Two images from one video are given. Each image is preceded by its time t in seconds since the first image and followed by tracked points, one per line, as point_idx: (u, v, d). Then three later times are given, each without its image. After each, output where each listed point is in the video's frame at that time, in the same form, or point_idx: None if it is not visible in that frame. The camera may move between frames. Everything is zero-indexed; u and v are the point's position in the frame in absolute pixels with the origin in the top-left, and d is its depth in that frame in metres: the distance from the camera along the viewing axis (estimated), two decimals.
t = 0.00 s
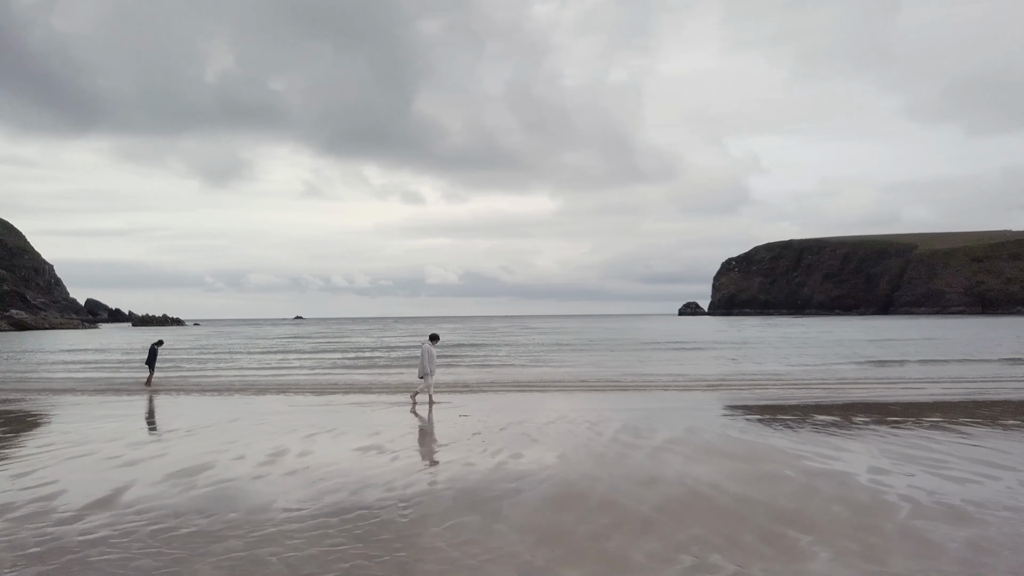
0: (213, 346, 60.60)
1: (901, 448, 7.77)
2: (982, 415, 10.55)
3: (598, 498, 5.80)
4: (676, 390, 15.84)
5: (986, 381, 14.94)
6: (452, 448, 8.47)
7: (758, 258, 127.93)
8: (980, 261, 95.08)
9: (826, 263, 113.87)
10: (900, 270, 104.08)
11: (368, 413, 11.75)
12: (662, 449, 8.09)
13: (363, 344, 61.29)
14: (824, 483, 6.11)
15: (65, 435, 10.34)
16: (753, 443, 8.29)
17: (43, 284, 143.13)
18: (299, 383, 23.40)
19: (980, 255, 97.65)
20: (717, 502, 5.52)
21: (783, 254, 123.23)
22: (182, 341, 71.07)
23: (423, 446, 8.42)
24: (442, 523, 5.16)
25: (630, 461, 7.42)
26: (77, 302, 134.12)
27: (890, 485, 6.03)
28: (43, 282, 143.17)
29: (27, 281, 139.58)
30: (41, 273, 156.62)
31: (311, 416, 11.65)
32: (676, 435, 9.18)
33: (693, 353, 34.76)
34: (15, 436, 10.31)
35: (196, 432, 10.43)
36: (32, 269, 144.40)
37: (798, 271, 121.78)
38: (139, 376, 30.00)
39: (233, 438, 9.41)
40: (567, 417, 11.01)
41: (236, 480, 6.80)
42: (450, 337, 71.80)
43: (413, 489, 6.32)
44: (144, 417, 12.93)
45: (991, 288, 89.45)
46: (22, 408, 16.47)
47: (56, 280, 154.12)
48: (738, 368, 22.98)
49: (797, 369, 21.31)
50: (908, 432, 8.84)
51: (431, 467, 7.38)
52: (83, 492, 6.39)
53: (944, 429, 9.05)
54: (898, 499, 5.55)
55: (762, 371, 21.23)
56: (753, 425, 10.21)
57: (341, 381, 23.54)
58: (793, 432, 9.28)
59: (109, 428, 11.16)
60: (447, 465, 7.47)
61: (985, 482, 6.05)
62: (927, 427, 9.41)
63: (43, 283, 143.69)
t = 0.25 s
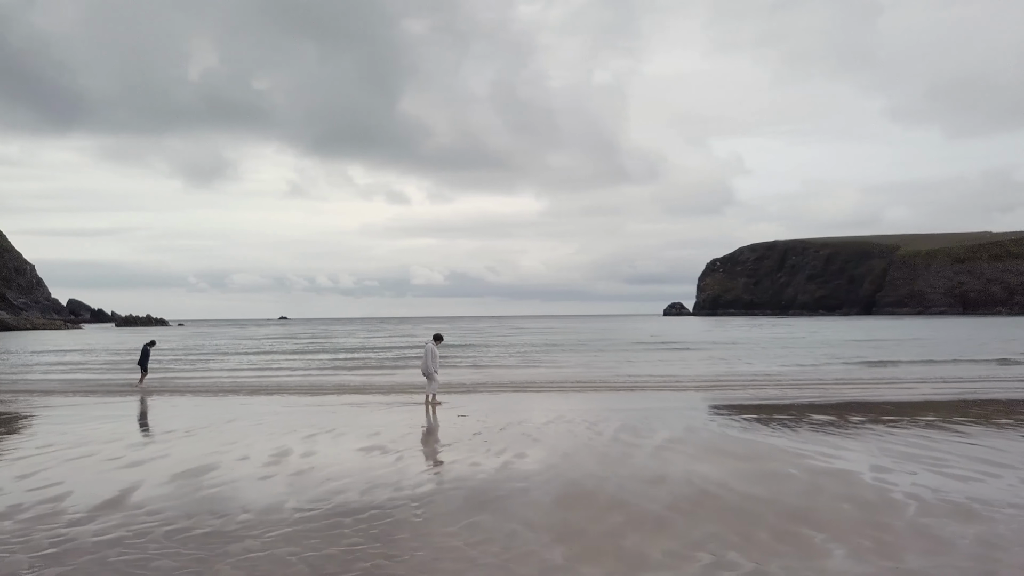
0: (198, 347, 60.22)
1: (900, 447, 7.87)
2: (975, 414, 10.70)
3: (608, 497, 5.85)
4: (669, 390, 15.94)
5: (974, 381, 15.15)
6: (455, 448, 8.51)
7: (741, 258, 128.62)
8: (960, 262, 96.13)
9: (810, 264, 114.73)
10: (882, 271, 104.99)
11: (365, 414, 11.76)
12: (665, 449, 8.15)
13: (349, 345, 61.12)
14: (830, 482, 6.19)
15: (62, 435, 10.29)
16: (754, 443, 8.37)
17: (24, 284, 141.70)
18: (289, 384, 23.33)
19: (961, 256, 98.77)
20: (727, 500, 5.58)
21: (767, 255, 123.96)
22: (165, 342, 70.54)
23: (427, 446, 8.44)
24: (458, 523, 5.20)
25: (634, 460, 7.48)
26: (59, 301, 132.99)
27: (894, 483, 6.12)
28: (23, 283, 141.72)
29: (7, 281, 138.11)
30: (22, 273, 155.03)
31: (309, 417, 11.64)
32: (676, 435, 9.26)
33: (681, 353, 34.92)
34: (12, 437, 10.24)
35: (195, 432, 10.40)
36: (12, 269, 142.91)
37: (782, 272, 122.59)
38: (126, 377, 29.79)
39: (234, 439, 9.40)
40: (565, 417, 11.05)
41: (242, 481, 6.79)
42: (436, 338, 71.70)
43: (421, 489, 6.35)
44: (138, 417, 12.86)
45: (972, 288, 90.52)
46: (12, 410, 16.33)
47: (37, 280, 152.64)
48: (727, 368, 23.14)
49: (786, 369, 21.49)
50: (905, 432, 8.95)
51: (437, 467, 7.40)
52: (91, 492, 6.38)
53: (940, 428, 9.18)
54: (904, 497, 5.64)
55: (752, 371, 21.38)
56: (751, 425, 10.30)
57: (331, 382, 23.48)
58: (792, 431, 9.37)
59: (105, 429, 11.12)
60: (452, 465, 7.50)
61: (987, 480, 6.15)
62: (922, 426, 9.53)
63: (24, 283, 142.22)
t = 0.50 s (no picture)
0: (182, 348, 59.80)
1: (899, 445, 7.99)
2: (967, 413, 10.86)
3: (620, 496, 5.90)
4: (662, 390, 16.04)
5: (962, 380, 15.37)
6: (458, 448, 8.54)
7: (724, 259, 129.31)
8: (940, 263, 97.27)
9: (792, 265, 115.65)
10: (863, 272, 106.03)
11: (364, 414, 11.75)
12: (667, 448, 8.22)
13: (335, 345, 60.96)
14: (837, 480, 6.29)
15: (59, 437, 10.22)
16: (755, 442, 8.47)
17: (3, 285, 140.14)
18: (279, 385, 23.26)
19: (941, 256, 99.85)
20: (739, 499, 5.65)
21: (749, 255, 124.70)
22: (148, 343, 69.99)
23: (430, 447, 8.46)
24: (474, 523, 5.24)
25: (640, 460, 7.53)
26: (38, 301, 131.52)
27: (899, 481, 6.22)
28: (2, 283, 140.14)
29: None
30: None
31: (306, 418, 11.62)
32: (676, 435, 9.33)
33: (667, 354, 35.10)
34: (8, 438, 10.16)
35: (194, 433, 10.36)
36: None
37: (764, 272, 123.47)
38: (112, 378, 29.58)
39: (235, 440, 9.38)
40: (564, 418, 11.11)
41: (250, 481, 6.79)
42: (422, 339, 71.60)
43: (432, 489, 6.38)
44: (133, 419, 12.78)
45: (951, 289, 91.58)
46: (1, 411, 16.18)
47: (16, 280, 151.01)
48: (716, 368, 23.31)
49: (774, 369, 21.68)
50: (902, 431, 9.08)
51: (444, 467, 7.43)
52: (100, 494, 6.37)
53: (936, 428, 9.31)
54: (911, 495, 5.74)
55: (742, 371, 21.55)
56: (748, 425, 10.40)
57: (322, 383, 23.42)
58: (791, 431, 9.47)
59: (102, 430, 11.05)
60: (459, 465, 7.53)
61: (990, 478, 6.27)
62: (917, 425, 9.68)
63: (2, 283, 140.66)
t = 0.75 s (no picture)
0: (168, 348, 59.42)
1: (898, 444, 8.08)
2: (961, 412, 10.98)
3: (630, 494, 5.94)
4: (656, 391, 16.12)
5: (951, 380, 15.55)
6: (462, 448, 8.55)
7: (709, 259, 129.85)
8: (922, 263, 98.06)
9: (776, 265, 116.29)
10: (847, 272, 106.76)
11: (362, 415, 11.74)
12: (669, 447, 8.27)
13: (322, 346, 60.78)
14: (843, 478, 6.36)
15: (56, 437, 10.16)
16: (756, 441, 8.54)
17: None
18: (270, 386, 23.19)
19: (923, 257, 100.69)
20: (749, 498, 5.71)
21: (734, 256, 125.22)
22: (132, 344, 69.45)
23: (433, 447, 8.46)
24: (487, 522, 5.26)
25: (644, 459, 7.57)
26: (19, 301, 130.15)
27: (904, 479, 6.30)
28: None
29: None
30: None
31: (304, 418, 11.59)
32: (676, 434, 9.39)
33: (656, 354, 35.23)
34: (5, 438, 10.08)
35: (192, 434, 10.32)
36: None
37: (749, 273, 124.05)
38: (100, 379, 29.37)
39: (236, 440, 9.36)
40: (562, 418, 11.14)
41: (257, 482, 6.78)
42: (409, 339, 71.42)
43: (442, 488, 6.39)
44: (128, 420, 12.71)
45: (933, 289, 92.37)
46: None
47: None
48: (705, 368, 23.42)
49: (764, 369, 21.83)
50: (899, 430, 9.17)
51: (450, 467, 7.44)
52: (107, 494, 6.34)
53: (931, 427, 9.42)
54: (917, 493, 5.81)
55: (732, 371, 21.67)
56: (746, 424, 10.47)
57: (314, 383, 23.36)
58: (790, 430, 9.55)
59: (98, 431, 10.98)
60: (465, 465, 7.55)
61: (992, 476, 6.37)
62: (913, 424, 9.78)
63: None
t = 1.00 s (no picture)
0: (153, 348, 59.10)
1: (898, 443, 8.17)
2: (954, 411, 11.11)
3: (642, 494, 5.98)
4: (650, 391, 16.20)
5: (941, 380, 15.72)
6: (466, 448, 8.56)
7: (693, 259, 130.48)
8: (903, 264, 98.94)
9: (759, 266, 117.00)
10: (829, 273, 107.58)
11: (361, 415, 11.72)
12: (673, 447, 8.31)
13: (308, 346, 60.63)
14: (849, 477, 6.42)
15: (53, 439, 10.08)
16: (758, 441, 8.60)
17: None
18: (260, 386, 23.12)
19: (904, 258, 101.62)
20: (760, 497, 5.76)
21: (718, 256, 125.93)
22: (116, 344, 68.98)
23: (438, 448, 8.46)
24: (504, 522, 5.27)
25: (650, 459, 7.61)
26: None
27: (911, 478, 6.36)
28: None
29: None
30: None
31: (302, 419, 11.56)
32: (677, 435, 9.44)
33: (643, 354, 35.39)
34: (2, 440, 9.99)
35: (191, 435, 10.27)
36: None
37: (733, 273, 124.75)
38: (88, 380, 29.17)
39: (237, 440, 9.32)
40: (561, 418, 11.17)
41: (266, 483, 6.76)
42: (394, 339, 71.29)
43: (453, 488, 6.40)
44: (124, 421, 12.64)
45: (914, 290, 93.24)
46: None
47: None
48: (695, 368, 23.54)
49: (754, 369, 21.96)
50: (897, 429, 9.27)
51: (457, 468, 7.44)
52: (115, 496, 6.30)
53: (928, 426, 9.52)
54: (925, 491, 5.88)
55: (722, 371, 21.81)
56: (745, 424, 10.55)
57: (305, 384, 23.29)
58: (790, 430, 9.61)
59: (95, 432, 10.91)
60: (471, 465, 7.57)
61: (996, 474, 6.45)
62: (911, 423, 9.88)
63: None
